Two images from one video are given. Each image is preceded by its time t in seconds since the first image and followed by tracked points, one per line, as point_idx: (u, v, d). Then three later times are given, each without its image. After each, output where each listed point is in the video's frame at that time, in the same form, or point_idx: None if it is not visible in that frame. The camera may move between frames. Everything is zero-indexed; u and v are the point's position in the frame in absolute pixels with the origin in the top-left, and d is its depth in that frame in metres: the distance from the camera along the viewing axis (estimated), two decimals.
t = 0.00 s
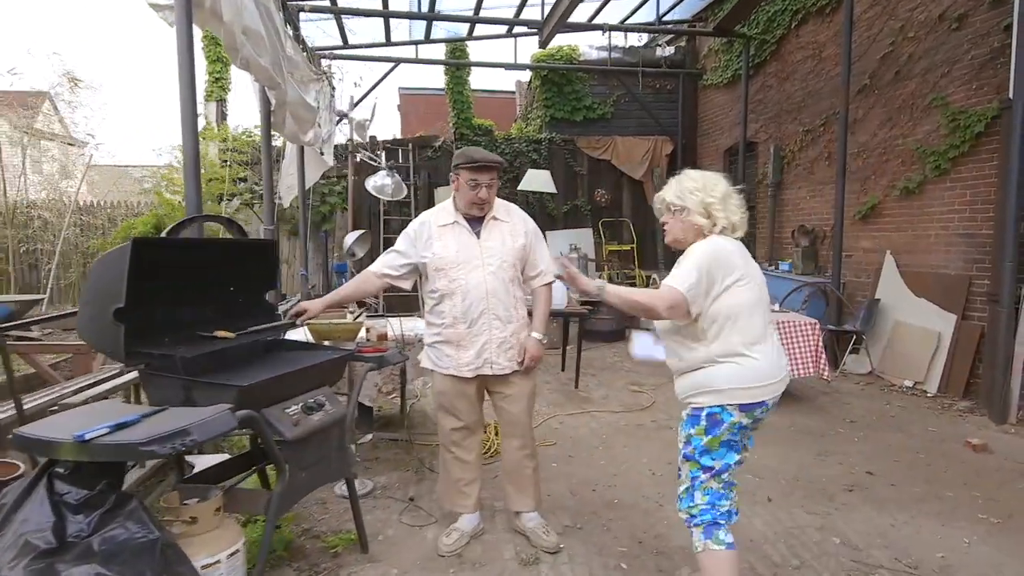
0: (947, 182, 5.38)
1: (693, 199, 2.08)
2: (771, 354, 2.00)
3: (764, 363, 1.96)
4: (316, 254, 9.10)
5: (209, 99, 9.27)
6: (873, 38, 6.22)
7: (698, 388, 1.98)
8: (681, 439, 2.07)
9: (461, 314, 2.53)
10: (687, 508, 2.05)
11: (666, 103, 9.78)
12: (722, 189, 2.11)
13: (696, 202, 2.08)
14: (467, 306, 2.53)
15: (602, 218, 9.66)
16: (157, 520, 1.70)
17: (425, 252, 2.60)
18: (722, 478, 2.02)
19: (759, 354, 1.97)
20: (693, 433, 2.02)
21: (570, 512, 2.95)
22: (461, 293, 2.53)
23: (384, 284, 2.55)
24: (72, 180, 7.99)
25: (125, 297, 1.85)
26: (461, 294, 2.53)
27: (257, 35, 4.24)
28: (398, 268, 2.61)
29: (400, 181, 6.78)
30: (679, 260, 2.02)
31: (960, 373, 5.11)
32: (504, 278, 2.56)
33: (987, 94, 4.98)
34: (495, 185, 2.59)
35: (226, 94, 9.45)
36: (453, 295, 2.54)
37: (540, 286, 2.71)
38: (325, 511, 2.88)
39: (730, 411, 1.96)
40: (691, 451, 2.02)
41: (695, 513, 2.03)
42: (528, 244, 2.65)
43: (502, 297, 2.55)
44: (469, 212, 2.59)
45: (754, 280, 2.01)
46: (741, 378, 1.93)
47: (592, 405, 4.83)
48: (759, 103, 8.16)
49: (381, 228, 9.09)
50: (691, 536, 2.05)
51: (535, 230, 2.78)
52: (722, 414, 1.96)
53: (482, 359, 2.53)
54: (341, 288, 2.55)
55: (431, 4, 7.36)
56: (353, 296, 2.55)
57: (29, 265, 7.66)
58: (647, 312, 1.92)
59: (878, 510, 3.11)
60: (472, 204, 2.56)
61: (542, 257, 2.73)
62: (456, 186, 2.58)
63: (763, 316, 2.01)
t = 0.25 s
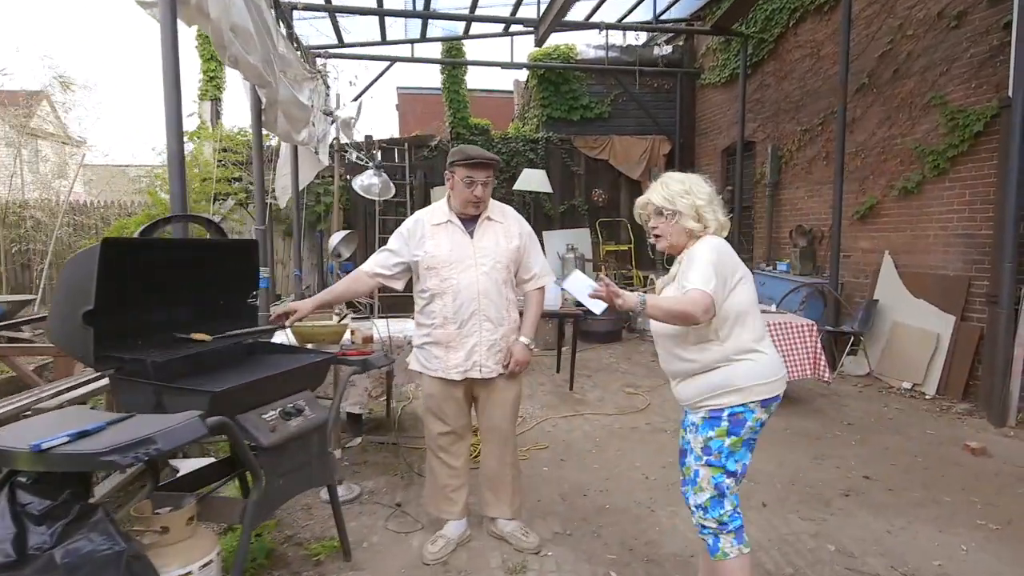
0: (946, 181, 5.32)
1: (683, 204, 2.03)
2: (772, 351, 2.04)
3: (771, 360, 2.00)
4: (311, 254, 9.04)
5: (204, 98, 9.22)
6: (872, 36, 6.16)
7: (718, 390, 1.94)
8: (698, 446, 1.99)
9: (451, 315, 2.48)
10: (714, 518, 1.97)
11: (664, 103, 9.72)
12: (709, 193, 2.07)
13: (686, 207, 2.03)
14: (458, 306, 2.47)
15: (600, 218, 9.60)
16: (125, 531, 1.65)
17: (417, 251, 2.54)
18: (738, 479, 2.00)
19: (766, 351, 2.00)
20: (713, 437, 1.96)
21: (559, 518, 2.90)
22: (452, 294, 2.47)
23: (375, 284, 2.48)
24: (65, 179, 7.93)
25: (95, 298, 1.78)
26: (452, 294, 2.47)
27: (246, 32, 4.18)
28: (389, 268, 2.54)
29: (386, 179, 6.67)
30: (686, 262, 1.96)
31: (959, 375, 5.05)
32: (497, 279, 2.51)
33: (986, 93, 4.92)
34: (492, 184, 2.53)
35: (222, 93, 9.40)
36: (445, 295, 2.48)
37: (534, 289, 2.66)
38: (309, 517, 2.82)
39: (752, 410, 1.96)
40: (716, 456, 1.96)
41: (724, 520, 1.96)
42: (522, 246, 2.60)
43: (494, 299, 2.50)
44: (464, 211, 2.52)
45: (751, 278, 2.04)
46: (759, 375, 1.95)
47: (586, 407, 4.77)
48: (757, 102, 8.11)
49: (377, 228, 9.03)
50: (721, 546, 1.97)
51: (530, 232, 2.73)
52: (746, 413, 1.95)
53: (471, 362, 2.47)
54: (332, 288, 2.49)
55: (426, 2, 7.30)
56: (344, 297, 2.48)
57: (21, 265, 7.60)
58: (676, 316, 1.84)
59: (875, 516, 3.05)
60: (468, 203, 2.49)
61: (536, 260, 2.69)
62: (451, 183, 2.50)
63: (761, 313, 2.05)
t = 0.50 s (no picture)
0: (946, 182, 5.25)
1: (692, 208, 1.96)
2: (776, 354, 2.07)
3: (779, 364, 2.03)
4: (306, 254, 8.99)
5: (199, 98, 9.17)
6: (870, 34, 6.10)
7: (737, 400, 1.93)
8: (714, 461, 1.97)
9: (450, 315, 2.41)
10: (732, 525, 2.00)
11: (661, 103, 9.66)
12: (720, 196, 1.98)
13: (693, 211, 1.95)
14: (456, 306, 2.41)
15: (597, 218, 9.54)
16: (92, 542, 1.59)
17: (418, 249, 2.47)
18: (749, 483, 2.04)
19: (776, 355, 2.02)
20: (731, 448, 1.96)
21: (549, 524, 2.84)
22: (452, 293, 2.41)
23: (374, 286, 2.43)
24: (57, 180, 7.86)
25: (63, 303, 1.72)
26: (451, 293, 2.41)
27: (235, 29, 4.11)
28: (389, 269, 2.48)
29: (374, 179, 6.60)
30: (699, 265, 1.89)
31: (958, 378, 4.99)
32: (497, 280, 2.45)
33: (985, 92, 4.86)
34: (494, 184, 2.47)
35: (216, 93, 9.34)
36: (443, 294, 2.42)
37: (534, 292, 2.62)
38: (294, 524, 2.76)
39: (766, 416, 1.98)
40: (736, 467, 1.96)
41: (743, 526, 1.99)
42: (523, 248, 2.55)
43: (494, 300, 2.44)
44: (466, 210, 2.46)
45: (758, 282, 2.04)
46: (772, 382, 1.97)
47: (580, 410, 4.72)
48: (754, 102, 8.06)
49: (373, 228, 8.98)
50: (737, 550, 2.01)
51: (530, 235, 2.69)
52: (761, 421, 1.97)
53: (467, 363, 2.40)
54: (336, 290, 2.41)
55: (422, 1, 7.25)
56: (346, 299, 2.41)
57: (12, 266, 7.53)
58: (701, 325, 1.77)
59: (871, 523, 2.99)
60: (470, 201, 2.43)
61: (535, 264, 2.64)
62: (454, 181, 2.44)
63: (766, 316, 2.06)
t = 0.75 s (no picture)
0: (945, 181, 5.19)
1: (696, 214, 1.88)
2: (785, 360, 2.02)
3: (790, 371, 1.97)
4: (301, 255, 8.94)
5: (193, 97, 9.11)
6: (868, 33, 6.04)
7: (749, 411, 1.87)
8: (723, 473, 1.91)
9: (453, 317, 2.34)
10: (734, 537, 1.95)
11: (660, 102, 9.60)
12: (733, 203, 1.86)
13: (697, 216, 1.87)
14: (460, 308, 2.34)
15: (595, 218, 9.48)
16: (56, 552, 1.53)
17: (420, 248, 2.38)
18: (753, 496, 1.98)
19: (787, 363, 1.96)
20: (740, 460, 1.90)
21: (538, 531, 2.78)
22: (455, 294, 2.34)
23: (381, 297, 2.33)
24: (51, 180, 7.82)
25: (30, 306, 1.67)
26: (455, 294, 2.34)
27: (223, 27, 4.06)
28: (392, 271, 2.37)
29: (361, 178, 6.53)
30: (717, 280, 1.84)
31: (957, 380, 4.94)
32: (500, 281, 2.40)
33: (985, 90, 4.80)
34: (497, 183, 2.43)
35: (212, 92, 9.29)
36: (447, 295, 2.34)
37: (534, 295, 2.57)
38: (278, 530, 2.71)
39: (776, 426, 1.92)
40: (745, 480, 1.90)
41: (745, 538, 1.95)
42: (525, 250, 2.51)
43: (497, 301, 2.39)
44: (469, 210, 2.41)
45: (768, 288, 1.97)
46: (785, 391, 1.90)
47: (575, 412, 4.66)
48: (752, 101, 8.00)
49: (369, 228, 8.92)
50: (737, 562, 1.96)
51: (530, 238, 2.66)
52: (772, 431, 1.91)
53: (467, 367, 2.33)
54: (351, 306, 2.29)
55: None
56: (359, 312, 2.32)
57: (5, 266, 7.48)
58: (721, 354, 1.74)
59: (867, 529, 2.93)
60: (475, 200, 2.38)
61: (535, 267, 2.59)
62: (459, 179, 2.39)
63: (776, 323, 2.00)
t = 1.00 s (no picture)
0: (945, 180, 5.14)
1: (704, 213, 1.80)
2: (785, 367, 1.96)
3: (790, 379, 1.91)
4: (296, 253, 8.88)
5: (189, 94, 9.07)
6: (868, 29, 5.98)
7: (741, 419, 1.82)
8: (714, 480, 1.87)
9: (456, 320, 2.28)
10: (723, 546, 1.90)
11: (658, 100, 9.53)
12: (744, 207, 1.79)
13: (704, 215, 1.79)
14: (464, 311, 2.29)
15: (592, 217, 9.43)
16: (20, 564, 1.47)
17: (422, 250, 2.29)
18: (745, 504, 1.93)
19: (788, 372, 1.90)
20: (732, 467, 1.86)
21: (527, 536, 2.73)
22: (459, 297, 2.28)
23: (384, 301, 2.24)
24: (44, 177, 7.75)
25: None
26: (459, 296, 2.28)
27: (212, 22, 4.00)
28: (393, 274, 2.26)
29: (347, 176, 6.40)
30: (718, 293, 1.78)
31: (955, 380, 4.89)
32: (502, 284, 2.37)
33: (985, 87, 4.74)
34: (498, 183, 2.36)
35: (206, 89, 9.23)
36: (450, 298, 2.28)
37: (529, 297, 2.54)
38: (262, 534, 2.66)
39: (771, 436, 1.86)
40: (736, 487, 1.85)
41: (735, 548, 1.89)
42: (523, 253, 2.49)
43: (499, 304, 2.35)
44: (469, 210, 2.35)
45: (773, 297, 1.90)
46: (782, 400, 1.84)
47: (569, 412, 4.61)
48: (751, 98, 7.93)
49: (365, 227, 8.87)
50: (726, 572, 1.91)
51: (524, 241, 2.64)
52: (766, 440, 1.86)
53: (470, 370, 2.27)
54: (379, 320, 2.22)
55: None
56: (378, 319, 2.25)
57: None
58: (712, 379, 1.71)
59: (864, 533, 2.88)
60: (476, 201, 2.32)
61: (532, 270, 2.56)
62: (461, 180, 2.31)
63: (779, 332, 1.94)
